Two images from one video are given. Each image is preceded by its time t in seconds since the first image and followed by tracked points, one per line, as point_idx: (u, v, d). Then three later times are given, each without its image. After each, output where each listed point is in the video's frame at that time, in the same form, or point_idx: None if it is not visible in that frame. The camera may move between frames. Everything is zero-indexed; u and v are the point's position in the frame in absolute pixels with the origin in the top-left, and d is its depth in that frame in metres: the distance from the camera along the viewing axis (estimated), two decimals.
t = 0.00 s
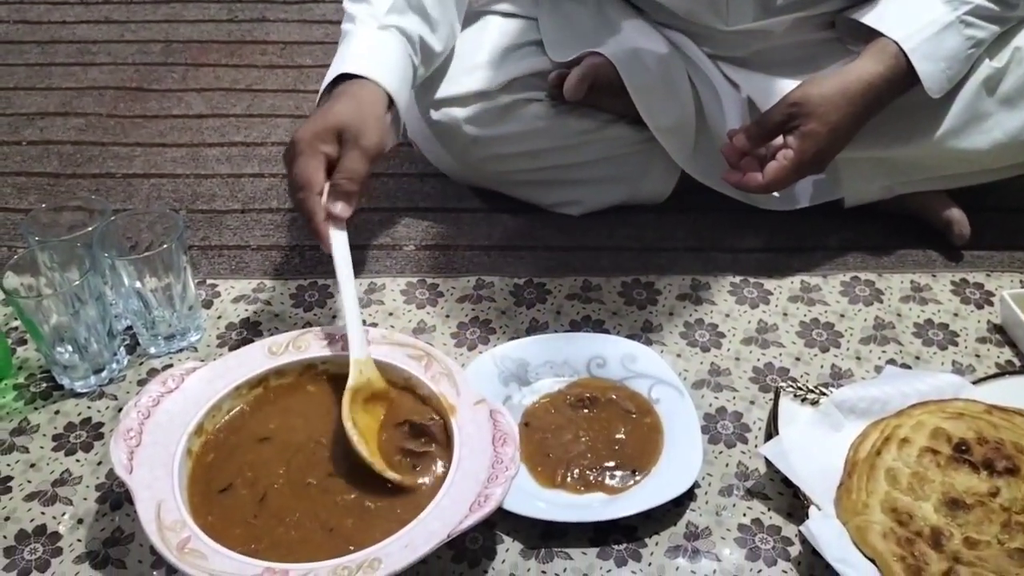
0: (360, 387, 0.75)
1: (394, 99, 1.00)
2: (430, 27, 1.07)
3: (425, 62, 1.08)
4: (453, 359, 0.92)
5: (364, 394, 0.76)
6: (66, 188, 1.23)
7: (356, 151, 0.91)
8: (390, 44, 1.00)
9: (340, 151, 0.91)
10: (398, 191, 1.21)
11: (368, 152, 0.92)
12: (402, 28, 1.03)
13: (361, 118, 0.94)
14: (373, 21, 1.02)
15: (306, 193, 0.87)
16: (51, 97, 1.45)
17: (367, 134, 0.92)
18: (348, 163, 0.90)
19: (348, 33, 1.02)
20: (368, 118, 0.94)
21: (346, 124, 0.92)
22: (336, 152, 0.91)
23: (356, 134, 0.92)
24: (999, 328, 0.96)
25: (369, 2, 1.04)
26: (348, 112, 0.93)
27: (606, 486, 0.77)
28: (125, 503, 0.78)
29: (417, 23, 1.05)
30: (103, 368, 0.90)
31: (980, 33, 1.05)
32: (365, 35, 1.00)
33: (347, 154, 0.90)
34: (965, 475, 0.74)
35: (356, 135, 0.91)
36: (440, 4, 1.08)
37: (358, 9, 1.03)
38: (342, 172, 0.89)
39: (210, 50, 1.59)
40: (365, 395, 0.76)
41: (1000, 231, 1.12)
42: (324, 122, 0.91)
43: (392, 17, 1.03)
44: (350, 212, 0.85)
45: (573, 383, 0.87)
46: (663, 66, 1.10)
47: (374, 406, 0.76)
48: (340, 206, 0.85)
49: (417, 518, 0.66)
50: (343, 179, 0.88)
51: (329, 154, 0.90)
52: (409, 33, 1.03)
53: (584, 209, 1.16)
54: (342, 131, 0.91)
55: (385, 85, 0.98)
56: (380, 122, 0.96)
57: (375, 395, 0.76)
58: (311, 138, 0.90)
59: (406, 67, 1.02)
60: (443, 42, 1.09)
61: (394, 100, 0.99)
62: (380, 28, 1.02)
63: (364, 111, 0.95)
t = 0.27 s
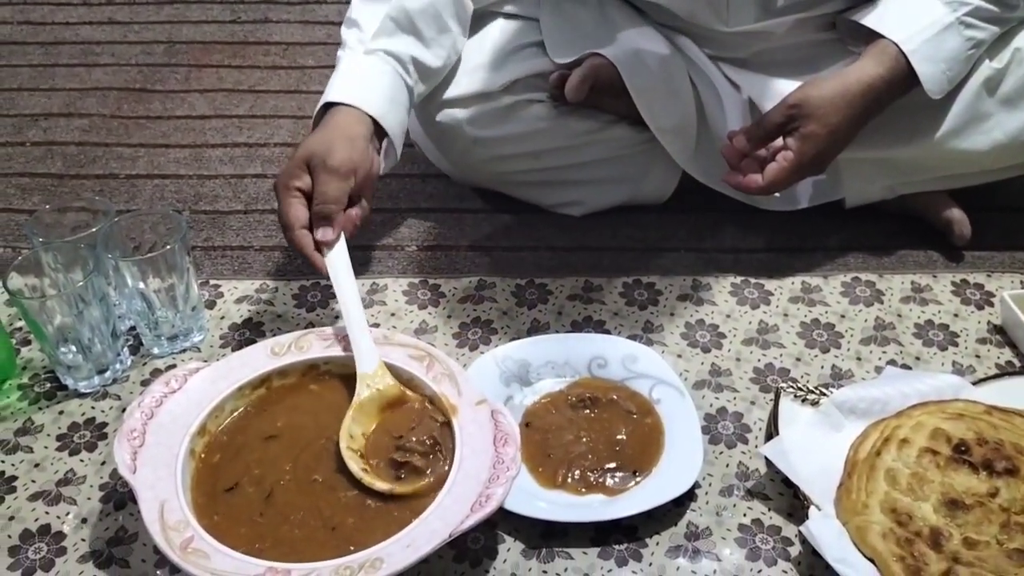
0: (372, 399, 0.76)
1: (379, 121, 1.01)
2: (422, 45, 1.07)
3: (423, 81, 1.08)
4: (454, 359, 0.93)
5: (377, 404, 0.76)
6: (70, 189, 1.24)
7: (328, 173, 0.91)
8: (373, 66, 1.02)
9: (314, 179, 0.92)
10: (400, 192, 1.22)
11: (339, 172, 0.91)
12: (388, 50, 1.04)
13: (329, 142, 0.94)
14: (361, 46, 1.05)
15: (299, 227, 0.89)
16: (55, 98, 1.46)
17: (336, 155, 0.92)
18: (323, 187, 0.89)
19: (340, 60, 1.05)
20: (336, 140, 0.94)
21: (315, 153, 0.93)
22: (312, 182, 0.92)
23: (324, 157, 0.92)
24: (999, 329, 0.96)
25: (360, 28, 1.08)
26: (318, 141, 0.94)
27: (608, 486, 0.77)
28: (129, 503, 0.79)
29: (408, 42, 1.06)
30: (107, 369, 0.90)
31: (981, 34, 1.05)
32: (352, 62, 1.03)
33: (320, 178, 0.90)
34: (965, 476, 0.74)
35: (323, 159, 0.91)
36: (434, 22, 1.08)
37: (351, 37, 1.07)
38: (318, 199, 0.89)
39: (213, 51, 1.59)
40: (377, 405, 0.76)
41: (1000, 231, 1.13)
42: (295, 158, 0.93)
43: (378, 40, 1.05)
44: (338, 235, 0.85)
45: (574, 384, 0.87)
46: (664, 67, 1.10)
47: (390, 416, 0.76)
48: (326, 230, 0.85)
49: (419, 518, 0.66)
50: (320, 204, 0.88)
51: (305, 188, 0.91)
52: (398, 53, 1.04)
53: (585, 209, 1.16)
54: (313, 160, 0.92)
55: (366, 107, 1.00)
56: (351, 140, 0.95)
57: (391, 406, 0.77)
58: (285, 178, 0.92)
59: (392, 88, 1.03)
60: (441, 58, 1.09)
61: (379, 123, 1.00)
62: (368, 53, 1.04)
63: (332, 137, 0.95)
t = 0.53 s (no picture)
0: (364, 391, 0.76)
1: (379, 124, 1.01)
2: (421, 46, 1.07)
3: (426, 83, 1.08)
4: (457, 361, 0.93)
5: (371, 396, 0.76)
6: (74, 191, 1.24)
7: (320, 170, 0.91)
8: (373, 70, 1.03)
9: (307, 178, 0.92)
10: (403, 194, 1.22)
11: (329, 168, 0.91)
12: (387, 52, 1.05)
13: (321, 142, 0.94)
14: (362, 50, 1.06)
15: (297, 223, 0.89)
16: (58, 101, 1.46)
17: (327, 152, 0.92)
18: (315, 185, 0.90)
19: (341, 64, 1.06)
20: (327, 140, 0.94)
21: (306, 153, 0.93)
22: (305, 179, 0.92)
23: (315, 155, 0.92)
24: (1002, 330, 0.96)
25: (360, 32, 1.10)
26: (309, 141, 0.95)
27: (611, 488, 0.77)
28: (133, 505, 0.79)
29: (409, 45, 1.07)
30: (111, 370, 0.91)
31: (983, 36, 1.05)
32: (351, 65, 1.04)
33: (312, 176, 0.91)
34: (967, 477, 0.74)
35: (315, 158, 0.92)
36: (435, 24, 1.08)
37: (351, 41, 1.09)
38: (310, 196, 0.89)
39: (216, 53, 1.60)
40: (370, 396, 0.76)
41: (1002, 233, 1.13)
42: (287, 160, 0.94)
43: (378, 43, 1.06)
44: (331, 230, 0.85)
45: (577, 386, 0.88)
46: (666, 69, 1.10)
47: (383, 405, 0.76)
48: (319, 225, 0.86)
49: (423, 519, 0.67)
50: (313, 200, 0.88)
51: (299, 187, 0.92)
52: (397, 56, 1.05)
53: (588, 211, 1.16)
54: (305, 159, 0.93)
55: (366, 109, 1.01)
56: (344, 139, 0.96)
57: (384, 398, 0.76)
58: (278, 179, 0.93)
59: (393, 90, 1.03)
60: (443, 59, 1.09)
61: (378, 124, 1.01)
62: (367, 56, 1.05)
63: (324, 137, 0.96)
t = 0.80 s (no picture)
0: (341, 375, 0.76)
1: (368, 111, 1.02)
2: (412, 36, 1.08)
3: (415, 73, 1.10)
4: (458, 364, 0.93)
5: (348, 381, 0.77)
6: (76, 195, 1.24)
7: (308, 151, 0.92)
8: (364, 58, 1.03)
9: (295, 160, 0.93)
10: (404, 197, 1.22)
11: (317, 149, 0.93)
12: (380, 42, 1.05)
13: (311, 125, 0.96)
14: (352, 37, 1.06)
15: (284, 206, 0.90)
16: (60, 105, 1.46)
17: (315, 135, 0.94)
18: (304, 166, 0.91)
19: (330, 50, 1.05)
20: (315, 123, 0.96)
21: (295, 135, 0.94)
22: (292, 162, 0.93)
23: (304, 138, 0.94)
24: (1003, 333, 0.96)
25: (349, 18, 1.08)
26: (298, 124, 0.96)
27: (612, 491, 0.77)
28: (135, 508, 0.79)
29: (400, 35, 1.07)
30: (112, 374, 0.91)
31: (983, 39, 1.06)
32: (342, 53, 1.03)
33: (300, 158, 0.92)
34: (968, 481, 0.74)
35: (304, 141, 0.93)
36: (425, 15, 1.09)
37: (339, 27, 1.08)
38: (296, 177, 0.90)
39: (218, 57, 1.60)
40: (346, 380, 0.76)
41: (1003, 235, 1.13)
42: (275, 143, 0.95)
43: (369, 30, 1.06)
44: (315, 213, 0.86)
45: (577, 389, 0.88)
46: (665, 72, 1.10)
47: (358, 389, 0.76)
48: (303, 208, 0.86)
49: (425, 522, 0.67)
50: (298, 181, 0.89)
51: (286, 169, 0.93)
52: (390, 46, 1.05)
53: (588, 214, 1.16)
54: (293, 142, 0.94)
55: (356, 97, 1.01)
56: (334, 123, 0.97)
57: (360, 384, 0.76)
58: (265, 160, 0.94)
59: (384, 80, 1.04)
60: (432, 51, 1.10)
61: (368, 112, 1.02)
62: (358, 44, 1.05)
63: (314, 120, 0.97)
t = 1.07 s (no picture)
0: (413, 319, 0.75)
1: (390, 73, 1.02)
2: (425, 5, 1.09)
3: (428, 43, 1.09)
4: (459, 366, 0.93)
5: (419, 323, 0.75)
6: (76, 198, 1.25)
7: (342, 107, 0.92)
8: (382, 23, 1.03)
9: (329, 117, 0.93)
10: (405, 199, 1.22)
11: (351, 103, 0.93)
12: (397, 8, 1.05)
13: (341, 81, 0.96)
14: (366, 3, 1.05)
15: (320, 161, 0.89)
16: (61, 107, 1.47)
17: (347, 93, 0.94)
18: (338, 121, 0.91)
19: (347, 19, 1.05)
20: (345, 81, 0.96)
21: (327, 92, 0.94)
22: (326, 119, 0.93)
23: (336, 94, 0.94)
24: (1003, 334, 0.96)
25: None
26: (329, 83, 0.96)
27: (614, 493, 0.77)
28: (136, 510, 0.79)
29: (415, 4, 1.08)
30: (114, 376, 0.91)
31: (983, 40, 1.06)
32: (359, 19, 1.03)
33: (335, 113, 0.92)
34: (968, 482, 0.75)
35: (337, 98, 0.93)
36: None
37: None
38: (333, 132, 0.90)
39: (218, 59, 1.60)
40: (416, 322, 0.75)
41: (1004, 237, 1.13)
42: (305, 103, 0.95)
43: None
44: (355, 165, 0.85)
45: (578, 391, 0.88)
46: (666, 75, 1.10)
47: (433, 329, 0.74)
48: (342, 162, 0.85)
49: (425, 524, 0.67)
50: (336, 137, 0.89)
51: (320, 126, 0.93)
52: (406, 12, 1.06)
53: (589, 216, 1.17)
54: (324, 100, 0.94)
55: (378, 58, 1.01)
56: (364, 82, 0.97)
57: (429, 326, 0.74)
58: (297, 119, 0.93)
59: (402, 45, 1.04)
60: (444, 23, 1.11)
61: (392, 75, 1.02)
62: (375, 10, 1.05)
63: (343, 78, 0.97)
